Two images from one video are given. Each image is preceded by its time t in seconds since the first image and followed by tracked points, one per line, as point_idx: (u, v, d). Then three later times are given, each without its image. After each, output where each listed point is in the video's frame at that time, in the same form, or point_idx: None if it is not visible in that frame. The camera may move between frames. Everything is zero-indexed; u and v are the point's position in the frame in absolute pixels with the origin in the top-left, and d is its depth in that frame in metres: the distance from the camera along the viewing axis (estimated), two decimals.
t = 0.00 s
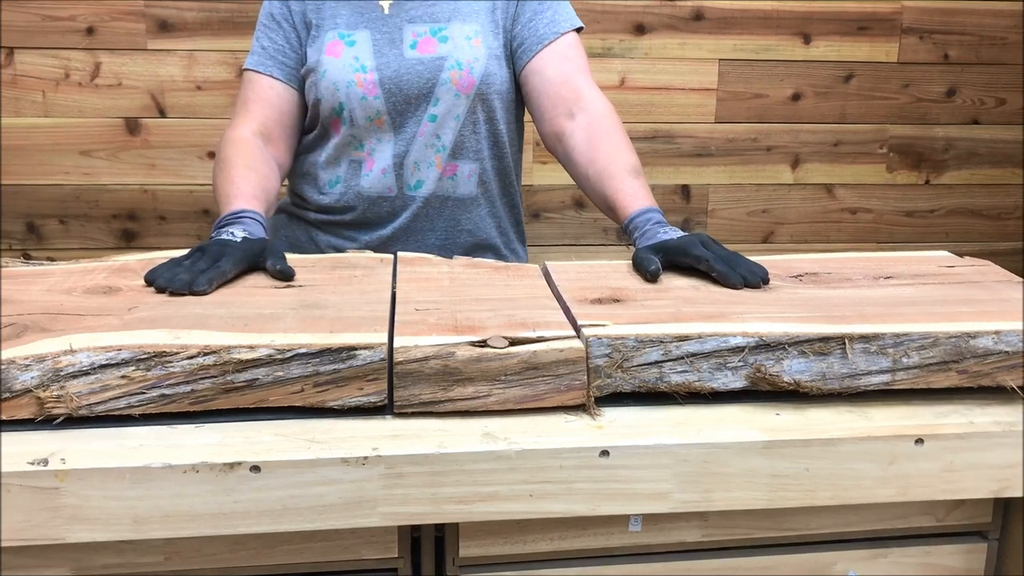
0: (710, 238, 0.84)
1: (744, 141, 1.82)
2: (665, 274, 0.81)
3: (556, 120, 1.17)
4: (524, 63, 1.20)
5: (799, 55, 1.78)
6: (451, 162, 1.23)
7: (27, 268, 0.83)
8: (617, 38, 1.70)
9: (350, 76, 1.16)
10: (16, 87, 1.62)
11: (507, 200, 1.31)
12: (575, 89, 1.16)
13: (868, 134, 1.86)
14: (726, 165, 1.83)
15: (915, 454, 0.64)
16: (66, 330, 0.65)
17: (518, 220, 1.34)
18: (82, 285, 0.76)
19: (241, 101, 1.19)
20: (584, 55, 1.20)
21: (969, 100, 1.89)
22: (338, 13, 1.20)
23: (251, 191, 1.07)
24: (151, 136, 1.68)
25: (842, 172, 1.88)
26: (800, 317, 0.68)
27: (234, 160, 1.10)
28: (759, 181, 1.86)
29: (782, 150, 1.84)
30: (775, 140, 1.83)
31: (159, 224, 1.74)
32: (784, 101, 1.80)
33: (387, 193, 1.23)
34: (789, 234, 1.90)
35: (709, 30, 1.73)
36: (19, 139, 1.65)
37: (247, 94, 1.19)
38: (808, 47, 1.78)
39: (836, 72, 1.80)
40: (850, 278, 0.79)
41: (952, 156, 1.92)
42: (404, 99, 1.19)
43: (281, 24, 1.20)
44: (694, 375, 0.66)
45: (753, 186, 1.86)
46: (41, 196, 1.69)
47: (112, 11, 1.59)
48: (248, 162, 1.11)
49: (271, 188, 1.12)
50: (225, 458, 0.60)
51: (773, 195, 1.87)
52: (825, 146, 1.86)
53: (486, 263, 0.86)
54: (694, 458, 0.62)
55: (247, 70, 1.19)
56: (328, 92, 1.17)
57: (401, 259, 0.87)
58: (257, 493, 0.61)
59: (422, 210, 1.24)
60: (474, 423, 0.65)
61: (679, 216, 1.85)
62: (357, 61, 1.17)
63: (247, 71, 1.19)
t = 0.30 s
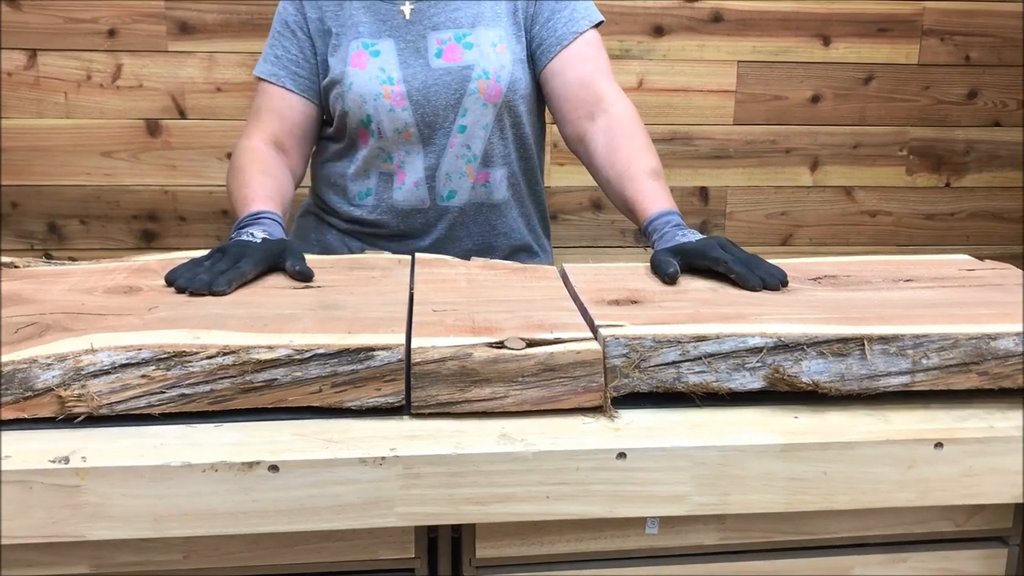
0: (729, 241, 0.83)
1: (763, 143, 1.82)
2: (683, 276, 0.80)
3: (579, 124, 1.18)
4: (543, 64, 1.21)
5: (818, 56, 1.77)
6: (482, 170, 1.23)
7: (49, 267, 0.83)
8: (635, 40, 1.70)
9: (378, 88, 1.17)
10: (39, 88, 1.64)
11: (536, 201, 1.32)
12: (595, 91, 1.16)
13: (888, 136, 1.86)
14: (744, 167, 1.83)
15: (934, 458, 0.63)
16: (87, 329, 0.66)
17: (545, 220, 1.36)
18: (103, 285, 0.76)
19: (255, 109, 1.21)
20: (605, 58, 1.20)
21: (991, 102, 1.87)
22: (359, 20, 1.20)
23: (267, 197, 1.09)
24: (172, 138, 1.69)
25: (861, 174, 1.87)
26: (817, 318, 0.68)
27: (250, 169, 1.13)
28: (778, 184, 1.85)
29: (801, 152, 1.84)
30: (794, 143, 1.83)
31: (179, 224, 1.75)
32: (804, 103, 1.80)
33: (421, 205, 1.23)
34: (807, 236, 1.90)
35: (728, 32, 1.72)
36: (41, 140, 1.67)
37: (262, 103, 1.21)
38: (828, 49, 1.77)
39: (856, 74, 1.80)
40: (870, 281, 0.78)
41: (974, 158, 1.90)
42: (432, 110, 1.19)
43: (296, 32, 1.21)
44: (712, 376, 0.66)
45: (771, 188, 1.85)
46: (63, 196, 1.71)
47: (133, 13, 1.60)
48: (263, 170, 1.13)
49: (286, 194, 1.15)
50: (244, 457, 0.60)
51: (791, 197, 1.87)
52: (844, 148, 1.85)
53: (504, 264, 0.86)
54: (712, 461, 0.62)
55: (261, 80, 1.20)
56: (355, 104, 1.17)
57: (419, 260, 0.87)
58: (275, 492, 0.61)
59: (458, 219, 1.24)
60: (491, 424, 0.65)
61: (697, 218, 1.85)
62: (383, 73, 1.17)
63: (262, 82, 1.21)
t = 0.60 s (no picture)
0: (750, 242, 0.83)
1: (784, 145, 1.81)
2: (703, 277, 0.80)
3: (599, 126, 1.18)
4: (567, 67, 1.22)
5: (840, 57, 1.76)
6: (503, 170, 1.23)
7: (72, 266, 0.84)
8: (656, 41, 1.70)
9: (401, 85, 1.17)
10: (64, 89, 1.65)
11: (552, 203, 1.33)
12: (617, 94, 1.17)
13: (911, 138, 1.84)
14: (765, 169, 1.82)
15: (956, 462, 0.63)
16: (111, 328, 0.66)
17: (561, 222, 1.36)
18: (126, 284, 0.77)
19: (278, 109, 1.22)
20: (628, 63, 1.21)
21: (1015, 104, 1.86)
22: (384, 19, 1.20)
23: (290, 197, 1.10)
24: (194, 138, 1.70)
25: (883, 176, 1.86)
26: (838, 320, 0.68)
27: (272, 168, 1.14)
28: (799, 185, 1.84)
29: (822, 154, 1.83)
30: (815, 144, 1.82)
31: (201, 225, 1.76)
32: (826, 104, 1.79)
33: (440, 204, 1.23)
34: (828, 238, 1.89)
35: (750, 33, 1.72)
36: (66, 141, 1.69)
37: (284, 103, 1.22)
38: (850, 50, 1.76)
39: (878, 75, 1.79)
40: (891, 283, 0.78)
41: (998, 160, 1.88)
42: (455, 108, 1.19)
43: (320, 31, 1.22)
44: (732, 377, 0.65)
45: (792, 190, 1.84)
46: (88, 196, 1.73)
47: (156, 15, 1.62)
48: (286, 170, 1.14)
49: (308, 194, 1.15)
50: (264, 456, 0.61)
51: (812, 199, 1.86)
52: (866, 150, 1.84)
53: (524, 265, 0.86)
54: (731, 463, 0.62)
55: (284, 80, 1.21)
56: (378, 101, 1.18)
57: (439, 261, 0.87)
58: (295, 491, 0.61)
59: (476, 218, 1.25)
60: (510, 424, 0.65)
61: (718, 220, 1.84)
62: (406, 70, 1.17)
63: (286, 82, 1.21)
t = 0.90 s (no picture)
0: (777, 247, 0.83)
1: (810, 147, 1.79)
2: (728, 279, 0.80)
3: (626, 129, 1.18)
4: (595, 71, 1.23)
5: (868, 59, 1.75)
6: (522, 167, 1.24)
7: (102, 265, 0.86)
8: (681, 42, 1.70)
9: (425, 78, 1.18)
10: (94, 91, 1.68)
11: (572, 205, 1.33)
12: (645, 98, 1.17)
13: (939, 140, 1.83)
14: (791, 170, 1.81)
15: (983, 466, 0.62)
16: (140, 327, 0.67)
17: (580, 224, 1.36)
18: (155, 284, 0.78)
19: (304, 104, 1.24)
20: (656, 69, 1.21)
21: None
22: (414, 18, 1.22)
23: (308, 189, 1.10)
24: (222, 139, 1.72)
25: (910, 178, 1.85)
26: (863, 323, 0.67)
27: (293, 161, 1.15)
28: (825, 188, 1.83)
29: (849, 156, 1.81)
30: (842, 146, 1.80)
31: (228, 225, 1.77)
32: (852, 106, 1.78)
33: (459, 199, 1.23)
34: (855, 241, 1.88)
35: (776, 34, 1.71)
36: (97, 142, 1.71)
37: (311, 99, 1.23)
38: (877, 52, 1.75)
39: (906, 77, 1.77)
40: (918, 286, 0.77)
41: None
42: (477, 103, 1.19)
43: (350, 30, 1.24)
44: (756, 380, 0.66)
45: (819, 192, 1.83)
46: (117, 197, 1.75)
47: (185, 17, 1.64)
48: (306, 163, 1.15)
49: (326, 188, 1.16)
50: (290, 454, 0.61)
51: (838, 201, 1.84)
52: (893, 152, 1.82)
53: (548, 266, 0.86)
54: (755, 466, 0.62)
55: (313, 77, 1.23)
56: (401, 94, 1.18)
57: (463, 262, 0.88)
58: (320, 489, 0.62)
59: (494, 214, 1.25)
60: (533, 424, 0.65)
61: (743, 222, 1.83)
62: (431, 64, 1.19)
63: (315, 78, 1.23)
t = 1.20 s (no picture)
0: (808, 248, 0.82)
1: (843, 148, 1.78)
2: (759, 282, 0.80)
3: (659, 131, 1.18)
4: (627, 73, 1.22)
5: (903, 60, 1.73)
6: (558, 167, 1.24)
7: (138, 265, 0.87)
8: (714, 43, 1.69)
9: (462, 77, 1.19)
10: (130, 92, 1.70)
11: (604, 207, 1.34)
12: (678, 99, 1.17)
13: (976, 142, 1.80)
14: (824, 172, 1.79)
15: (1018, 471, 0.62)
16: (174, 326, 0.68)
17: (612, 225, 1.36)
18: (189, 283, 0.79)
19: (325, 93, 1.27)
20: (688, 70, 1.21)
21: None
22: (448, 16, 1.22)
23: (272, 174, 1.13)
24: (256, 140, 1.73)
25: (946, 180, 1.82)
26: (897, 326, 0.67)
27: (273, 151, 1.19)
28: (858, 189, 1.82)
29: (882, 158, 1.80)
30: (876, 148, 1.79)
31: (261, 225, 1.79)
32: (886, 107, 1.76)
33: (495, 199, 1.24)
34: (889, 244, 1.86)
35: (809, 35, 1.70)
36: (135, 143, 1.74)
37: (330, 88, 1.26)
38: (912, 52, 1.73)
39: (942, 78, 1.75)
40: (953, 290, 0.77)
41: None
42: (513, 103, 1.20)
43: (377, 26, 1.26)
44: (787, 383, 0.66)
45: (852, 194, 1.82)
46: (152, 197, 1.77)
47: (220, 20, 1.65)
48: (283, 152, 1.18)
49: (301, 174, 1.18)
50: (321, 452, 0.62)
51: (872, 203, 1.83)
52: (928, 153, 1.80)
53: (578, 267, 0.86)
54: (786, 469, 0.61)
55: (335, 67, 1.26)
56: (438, 93, 1.20)
57: (493, 263, 0.88)
58: (351, 487, 0.62)
59: (530, 215, 1.25)
60: (562, 425, 0.65)
61: (775, 224, 1.82)
62: (468, 64, 1.19)
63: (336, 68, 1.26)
